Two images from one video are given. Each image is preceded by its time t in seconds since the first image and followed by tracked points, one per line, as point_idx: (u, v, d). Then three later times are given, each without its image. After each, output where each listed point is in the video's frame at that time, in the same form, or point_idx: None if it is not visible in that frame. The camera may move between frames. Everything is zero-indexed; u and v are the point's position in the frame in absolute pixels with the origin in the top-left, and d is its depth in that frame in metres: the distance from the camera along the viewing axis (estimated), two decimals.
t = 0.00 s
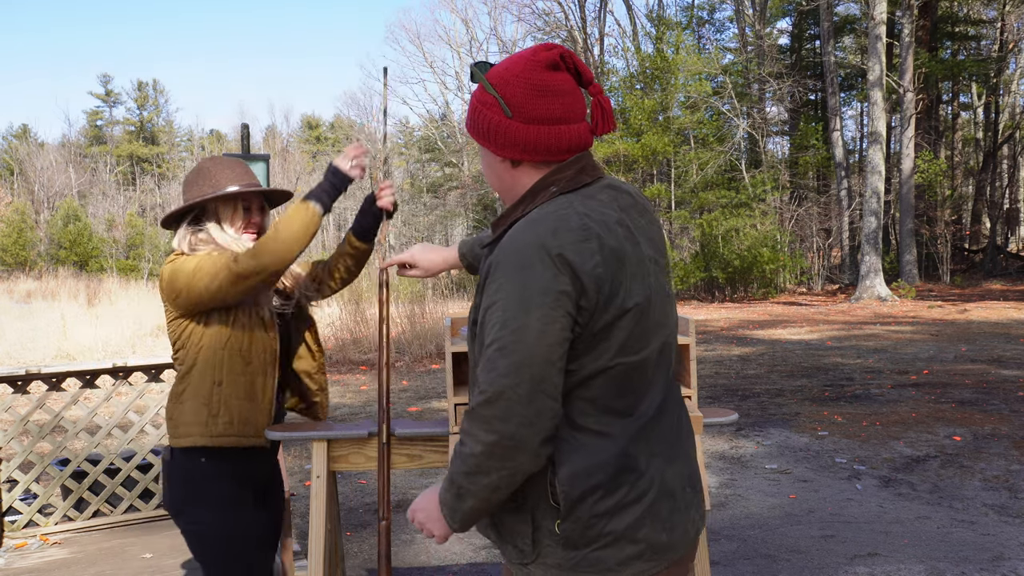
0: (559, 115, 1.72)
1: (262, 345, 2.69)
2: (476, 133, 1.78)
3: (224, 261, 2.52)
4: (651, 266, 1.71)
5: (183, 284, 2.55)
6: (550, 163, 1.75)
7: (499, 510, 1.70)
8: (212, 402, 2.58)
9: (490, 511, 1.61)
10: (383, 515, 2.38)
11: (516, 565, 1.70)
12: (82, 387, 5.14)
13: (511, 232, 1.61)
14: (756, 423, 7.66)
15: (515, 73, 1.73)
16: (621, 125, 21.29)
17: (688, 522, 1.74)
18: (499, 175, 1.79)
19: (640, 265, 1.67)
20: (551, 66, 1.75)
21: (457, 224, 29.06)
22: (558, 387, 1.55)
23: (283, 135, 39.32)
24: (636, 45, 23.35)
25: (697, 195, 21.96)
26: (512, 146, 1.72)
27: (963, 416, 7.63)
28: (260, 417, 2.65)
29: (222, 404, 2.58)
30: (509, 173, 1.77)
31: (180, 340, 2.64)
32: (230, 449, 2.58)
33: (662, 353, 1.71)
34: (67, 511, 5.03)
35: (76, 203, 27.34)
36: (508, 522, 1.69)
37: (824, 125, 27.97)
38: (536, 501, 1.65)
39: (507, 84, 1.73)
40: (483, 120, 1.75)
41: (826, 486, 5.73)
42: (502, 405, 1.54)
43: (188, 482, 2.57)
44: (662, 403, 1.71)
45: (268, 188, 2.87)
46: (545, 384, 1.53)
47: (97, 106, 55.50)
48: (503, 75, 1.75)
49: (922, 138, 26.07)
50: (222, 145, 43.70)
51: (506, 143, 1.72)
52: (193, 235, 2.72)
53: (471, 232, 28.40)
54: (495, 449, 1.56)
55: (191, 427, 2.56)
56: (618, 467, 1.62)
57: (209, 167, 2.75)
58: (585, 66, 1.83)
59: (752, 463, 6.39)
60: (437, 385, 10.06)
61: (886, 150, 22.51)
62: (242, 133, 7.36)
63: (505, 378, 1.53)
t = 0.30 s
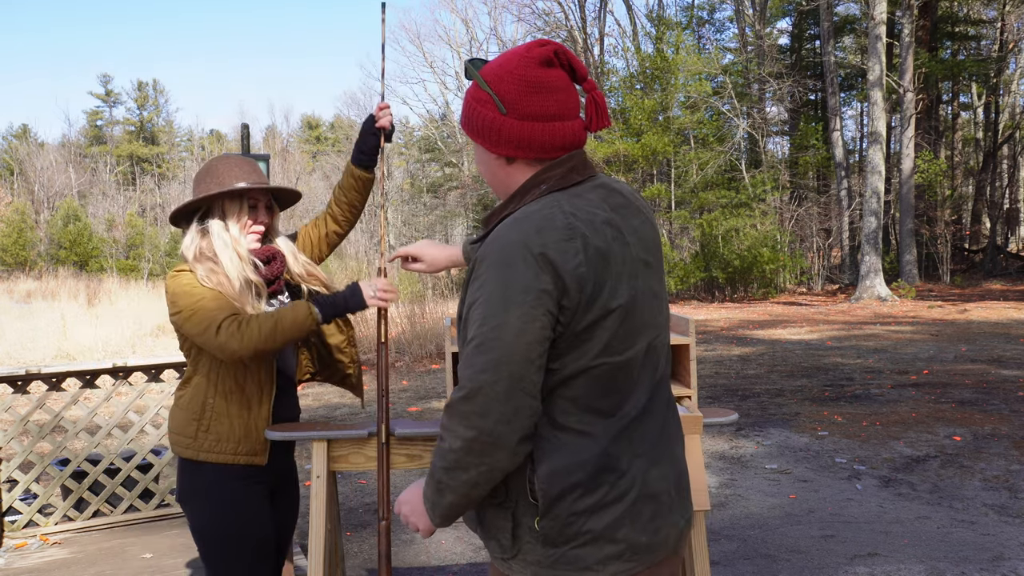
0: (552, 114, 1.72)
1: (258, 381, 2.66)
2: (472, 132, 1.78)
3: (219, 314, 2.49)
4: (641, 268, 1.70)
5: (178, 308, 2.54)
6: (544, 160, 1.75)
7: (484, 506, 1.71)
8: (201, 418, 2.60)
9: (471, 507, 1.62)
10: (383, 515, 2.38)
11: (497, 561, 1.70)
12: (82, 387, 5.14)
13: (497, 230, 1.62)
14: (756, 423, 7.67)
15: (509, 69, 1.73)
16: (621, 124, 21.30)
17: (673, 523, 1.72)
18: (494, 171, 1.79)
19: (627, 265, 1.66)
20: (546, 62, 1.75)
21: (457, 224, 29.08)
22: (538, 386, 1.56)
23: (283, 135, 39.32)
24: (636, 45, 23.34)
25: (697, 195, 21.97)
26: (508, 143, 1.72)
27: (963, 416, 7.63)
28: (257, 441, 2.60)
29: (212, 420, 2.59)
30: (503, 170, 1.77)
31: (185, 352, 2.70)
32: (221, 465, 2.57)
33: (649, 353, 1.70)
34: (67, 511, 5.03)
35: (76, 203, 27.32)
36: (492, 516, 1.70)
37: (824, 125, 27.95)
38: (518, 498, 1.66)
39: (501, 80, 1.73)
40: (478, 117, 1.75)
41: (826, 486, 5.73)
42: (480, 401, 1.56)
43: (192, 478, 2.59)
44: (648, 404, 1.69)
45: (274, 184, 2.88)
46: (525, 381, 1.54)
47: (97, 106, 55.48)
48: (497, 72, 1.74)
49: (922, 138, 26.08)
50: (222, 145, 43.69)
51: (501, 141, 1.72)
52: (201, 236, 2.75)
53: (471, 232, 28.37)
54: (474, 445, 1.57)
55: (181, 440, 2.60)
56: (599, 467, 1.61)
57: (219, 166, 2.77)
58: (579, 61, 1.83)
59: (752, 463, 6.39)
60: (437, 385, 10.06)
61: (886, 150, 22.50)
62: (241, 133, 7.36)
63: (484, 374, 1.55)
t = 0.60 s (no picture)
0: (552, 117, 1.72)
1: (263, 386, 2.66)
2: (472, 135, 1.78)
3: (232, 314, 2.51)
4: (639, 271, 1.69)
5: (190, 308, 2.55)
6: (542, 163, 1.75)
7: (482, 507, 1.72)
8: (208, 420, 2.58)
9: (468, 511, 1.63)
10: (383, 515, 2.38)
11: (496, 559, 1.71)
12: (82, 387, 5.14)
13: (491, 235, 1.63)
14: (756, 423, 7.67)
15: (508, 72, 1.73)
16: (621, 124, 21.31)
17: (669, 527, 1.71)
18: (492, 174, 1.79)
19: (624, 268, 1.65)
20: (544, 66, 1.75)
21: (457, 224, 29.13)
22: (529, 390, 1.56)
23: (283, 135, 39.32)
24: (636, 45, 23.34)
25: (697, 195, 21.98)
26: (506, 147, 1.72)
27: (963, 416, 7.63)
28: (264, 443, 2.61)
29: (218, 423, 2.58)
30: (501, 173, 1.78)
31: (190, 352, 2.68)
32: (228, 468, 2.56)
33: (648, 357, 1.69)
34: (67, 511, 5.03)
35: (76, 203, 27.31)
36: (489, 517, 1.71)
37: (824, 125, 27.94)
38: (515, 498, 1.66)
39: (500, 84, 1.73)
40: (477, 119, 1.75)
41: (826, 486, 5.73)
42: (472, 404, 1.57)
43: (196, 479, 2.57)
44: (645, 408, 1.68)
45: (279, 183, 2.87)
46: (517, 385, 1.55)
47: (97, 106, 55.47)
48: (497, 75, 1.74)
49: (922, 138, 26.09)
50: (222, 145, 43.68)
51: (500, 145, 1.72)
52: (208, 233, 2.74)
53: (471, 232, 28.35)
54: (466, 448, 1.58)
55: (186, 441, 2.59)
56: (594, 470, 1.60)
57: (225, 164, 2.77)
58: (579, 63, 1.83)
59: (752, 463, 6.39)
60: (437, 385, 10.06)
61: (886, 150, 22.49)
62: (241, 134, 7.36)
63: (475, 379, 1.56)
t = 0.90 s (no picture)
0: (572, 116, 1.72)
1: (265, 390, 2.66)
2: (491, 136, 1.78)
3: (234, 327, 2.51)
4: (657, 271, 1.69)
5: (192, 314, 2.55)
6: (561, 162, 1.74)
7: (495, 505, 1.72)
8: (211, 425, 2.58)
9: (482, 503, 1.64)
10: (383, 515, 2.38)
11: (508, 559, 1.71)
12: (82, 387, 5.14)
13: (508, 231, 1.63)
14: (756, 423, 7.66)
15: (527, 73, 1.73)
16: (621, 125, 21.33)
17: (684, 530, 1.71)
18: (512, 173, 1.79)
19: (641, 268, 1.65)
20: (563, 64, 1.75)
21: (456, 224, 29.12)
22: (545, 386, 1.56)
23: (283, 135, 39.31)
24: (636, 45, 23.34)
25: (697, 195, 21.99)
26: (526, 146, 1.72)
27: (963, 416, 7.63)
28: (266, 446, 2.62)
29: (219, 428, 2.58)
30: (521, 172, 1.77)
31: (192, 354, 2.67)
32: (229, 471, 2.56)
33: (666, 357, 1.69)
34: (67, 511, 5.03)
35: (75, 203, 27.31)
36: (503, 516, 1.71)
37: (824, 125, 27.94)
38: (530, 497, 1.66)
39: (519, 84, 1.73)
40: (495, 119, 1.75)
41: (826, 486, 5.74)
42: (487, 398, 1.57)
43: (197, 480, 2.57)
44: (661, 411, 1.68)
45: (280, 183, 2.86)
46: (533, 382, 1.55)
47: (97, 106, 55.45)
48: (515, 75, 1.74)
49: (922, 138, 26.11)
50: (222, 145, 43.66)
51: (521, 144, 1.72)
52: (212, 233, 2.75)
53: (470, 231, 28.39)
54: (481, 441, 1.59)
55: (188, 444, 2.58)
56: (610, 472, 1.61)
57: (227, 164, 2.75)
58: (596, 62, 1.83)
59: (752, 463, 6.39)
60: (437, 385, 10.06)
61: (886, 150, 22.48)
62: (241, 133, 7.34)
63: (491, 372, 1.56)
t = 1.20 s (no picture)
0: (592, 115, 1.73)
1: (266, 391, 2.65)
2: (509, 133, 1.78)
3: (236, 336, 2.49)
4: (670, 273, 1.69)
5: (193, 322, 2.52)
6: (579, 160, 1.75)
7: (501, 503, 1.72)
8: (212, 427, 2.57)
9: (489, 501, 1.63)
10: (383, 514, 2.38)
11: (511, 557, 1.71)
12: (82, 387, 5.14)
13: (523, 226, 1.62)
14: (756, 423, 7.66)
15: (548, 70, 1.73)
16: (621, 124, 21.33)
17: (687, 534, 1.72)
18: (530, 171, 1.79)
19: (655, 268, 1.65)
20: (585, 63, 1.75)
21: (456, 224, 29.12)
22: (557, 383, 1.55)
23: (283, 135, 39.34)
24: (636, 44, 23.34)
25: (697, 195, 21.99)
26: (545, 144, 1.72)
27: (963, 416, 7.63)
28: (267, 447, 2.62)
29: (221, 428, 2.57)
30: (539, 169, 1.78)
31: (192, 358, 2.65)
32: (231, 472, 2.56)
33: (677, 360, 1.69)
34: (67, 511, 5.03)
35: (76, 203, 27.33)
36: (509, 514, 1.71)
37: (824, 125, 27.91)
38: (538, 497, 1.66)
39: (539, 80, 1.73)
40: (514, 116, 1.75)
41: (826, 486, 5.73)
42: (499, 394, 1.56)
43: (199, 479, 2.56)
44: (671, 413, 1.69)
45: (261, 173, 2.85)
46: (546, 379, 1.55)
47: (97, 106, 55.49)
48: (534, 72, 1.74)
49: (922, 138, 26.11)
50: (222, 145, 43.69)
51: (540, 142, 1.72)
52: (206, 237, 2.73)
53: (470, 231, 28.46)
54: (491, 438, 1.58)
55: (189, 445, 2.57)
56: (619, 473, 1.60)
57: (206, 166, 2.73)
58: (617, 63, 1.83)
59: (752, 463, 6.39)
60: (437, 385, 10.06)
61: (886, 150, 22.47)
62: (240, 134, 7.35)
63: (503, 368, 1.55)
